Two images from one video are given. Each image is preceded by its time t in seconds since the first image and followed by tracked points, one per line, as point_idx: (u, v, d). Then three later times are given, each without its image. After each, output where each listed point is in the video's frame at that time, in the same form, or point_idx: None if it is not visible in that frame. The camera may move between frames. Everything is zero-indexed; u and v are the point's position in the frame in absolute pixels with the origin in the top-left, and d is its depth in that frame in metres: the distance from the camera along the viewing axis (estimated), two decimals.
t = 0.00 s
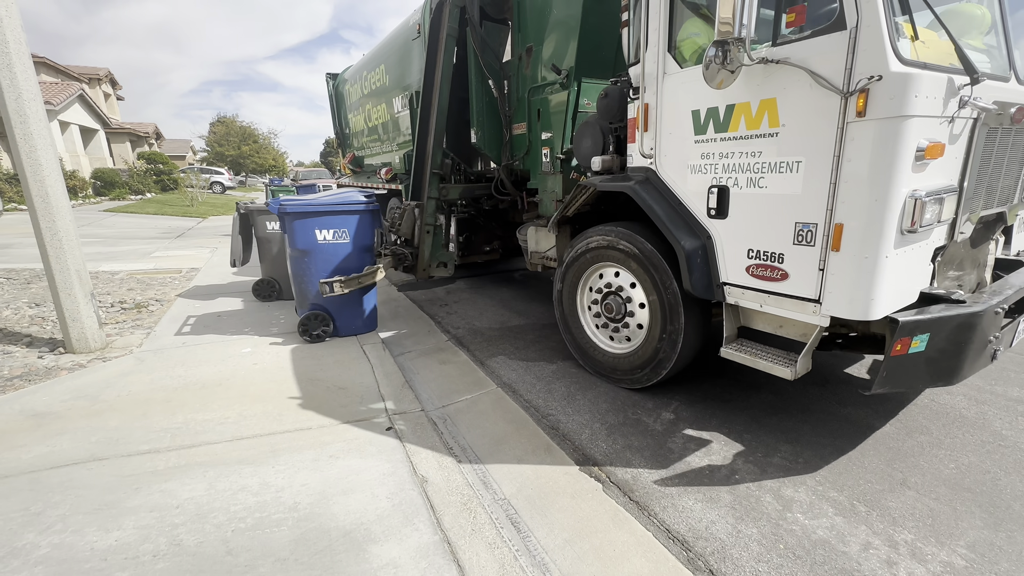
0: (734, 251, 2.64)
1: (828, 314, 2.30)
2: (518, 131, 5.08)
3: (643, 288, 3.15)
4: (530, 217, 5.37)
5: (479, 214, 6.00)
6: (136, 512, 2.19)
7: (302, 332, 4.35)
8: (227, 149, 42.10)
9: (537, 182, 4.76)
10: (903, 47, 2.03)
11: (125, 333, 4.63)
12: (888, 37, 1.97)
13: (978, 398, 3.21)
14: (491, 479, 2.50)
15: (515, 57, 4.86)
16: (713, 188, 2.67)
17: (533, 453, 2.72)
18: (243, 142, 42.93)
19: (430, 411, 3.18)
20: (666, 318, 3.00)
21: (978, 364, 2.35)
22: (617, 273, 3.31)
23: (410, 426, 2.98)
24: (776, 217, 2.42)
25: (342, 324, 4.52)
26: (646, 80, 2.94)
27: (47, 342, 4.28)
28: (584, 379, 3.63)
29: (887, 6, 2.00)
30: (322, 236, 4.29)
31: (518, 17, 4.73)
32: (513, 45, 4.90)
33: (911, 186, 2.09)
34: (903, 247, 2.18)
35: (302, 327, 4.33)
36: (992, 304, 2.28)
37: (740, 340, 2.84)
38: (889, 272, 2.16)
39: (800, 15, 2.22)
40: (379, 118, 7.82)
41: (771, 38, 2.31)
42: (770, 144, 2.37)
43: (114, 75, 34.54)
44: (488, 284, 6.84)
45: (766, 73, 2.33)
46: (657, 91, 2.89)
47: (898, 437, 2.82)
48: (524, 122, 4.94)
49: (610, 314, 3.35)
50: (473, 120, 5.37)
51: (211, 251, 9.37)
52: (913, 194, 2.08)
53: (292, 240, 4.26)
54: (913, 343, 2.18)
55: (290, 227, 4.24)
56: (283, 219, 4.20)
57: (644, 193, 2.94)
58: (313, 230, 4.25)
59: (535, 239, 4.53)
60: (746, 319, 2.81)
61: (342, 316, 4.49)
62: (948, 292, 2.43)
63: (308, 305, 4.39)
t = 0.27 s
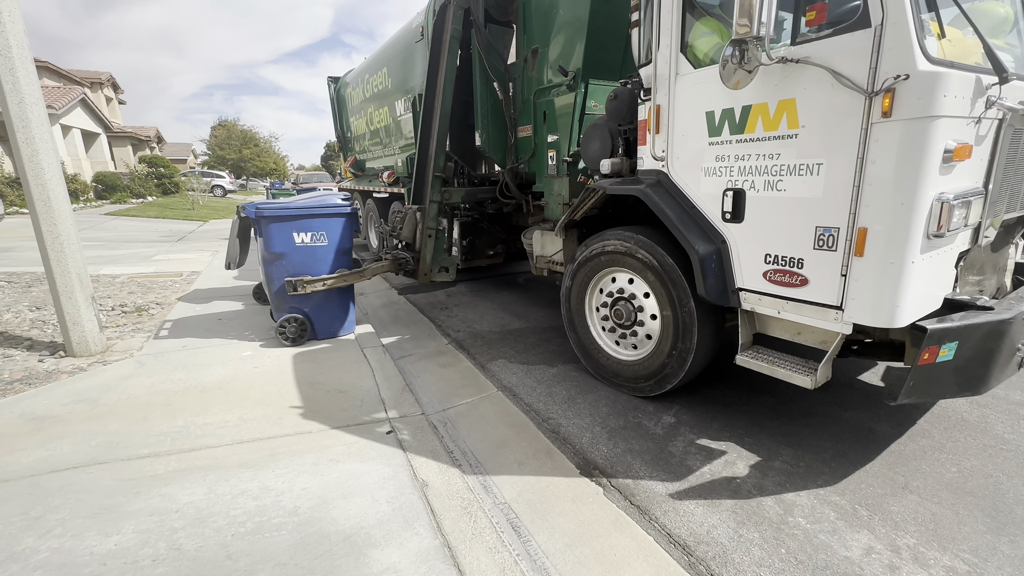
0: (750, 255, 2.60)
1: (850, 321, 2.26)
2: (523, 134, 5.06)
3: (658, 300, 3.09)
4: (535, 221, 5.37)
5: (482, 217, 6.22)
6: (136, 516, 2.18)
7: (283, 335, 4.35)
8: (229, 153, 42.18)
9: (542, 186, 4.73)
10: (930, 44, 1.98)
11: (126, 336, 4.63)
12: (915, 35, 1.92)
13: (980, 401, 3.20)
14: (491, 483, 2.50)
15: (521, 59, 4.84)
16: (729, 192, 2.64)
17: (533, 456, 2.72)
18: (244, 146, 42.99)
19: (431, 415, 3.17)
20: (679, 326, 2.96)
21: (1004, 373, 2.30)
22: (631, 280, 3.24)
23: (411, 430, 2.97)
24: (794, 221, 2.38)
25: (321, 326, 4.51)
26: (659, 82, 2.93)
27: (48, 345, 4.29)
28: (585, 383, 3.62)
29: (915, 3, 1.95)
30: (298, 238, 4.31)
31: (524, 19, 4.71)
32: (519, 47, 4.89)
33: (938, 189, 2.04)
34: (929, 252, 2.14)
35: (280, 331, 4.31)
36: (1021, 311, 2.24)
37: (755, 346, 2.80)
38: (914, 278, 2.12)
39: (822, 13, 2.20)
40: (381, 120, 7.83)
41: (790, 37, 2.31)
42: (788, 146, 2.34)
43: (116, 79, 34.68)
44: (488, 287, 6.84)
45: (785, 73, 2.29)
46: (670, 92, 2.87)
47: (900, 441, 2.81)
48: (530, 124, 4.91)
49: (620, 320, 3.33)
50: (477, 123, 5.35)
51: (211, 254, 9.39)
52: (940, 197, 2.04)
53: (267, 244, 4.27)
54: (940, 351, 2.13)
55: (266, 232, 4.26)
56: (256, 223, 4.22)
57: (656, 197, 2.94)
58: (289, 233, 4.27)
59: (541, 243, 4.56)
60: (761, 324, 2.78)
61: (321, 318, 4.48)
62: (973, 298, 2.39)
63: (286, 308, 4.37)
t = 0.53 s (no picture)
0: (762, 265, 2.59)
1: (866, 332, 2.23)
2: (527, 141, 5.05)
3: (668, 315, 3.06)
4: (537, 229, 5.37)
5: (484, 224, 6.28)
6: (130, 524, 2.15)
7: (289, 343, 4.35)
8: (229, 159, 42.29)
9: (546, 194, 4.73)
10: (948, 52, 1.98)
11: (123, 342, 4.60)
12: (933, 43, 1.92)
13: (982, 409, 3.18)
14: (491, 492, 2.47)
15: (525, 66, 4.86)
16: (740, 201, 2.63)
17: (533, 464, 2.69)
18: (244, 153, 43.10)
19: (430, 422, 3.15)
20: (688, 337, 2.92)
21: None
22: (640, 291, 3.21)
23: (409, 437, 2.94)
24: (808, 230, 2.37)
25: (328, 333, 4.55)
26: (667, 89, 2.93)
27: (45, 351, 4.26)
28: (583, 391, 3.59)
29: (932, 11, 1.96)
30: (306, 244, 4.32)
31: (529, 27, 4.72)
32: (523, 54, 4.89)
33: (957, 198, 2.03)
34: (947, 262, 2.12)
35: (287, 338, 4.30)
36: None
37: (766, 358, 2.78)
38: (932, 289, 2.10)
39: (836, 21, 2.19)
40: (382, 127, 7.84)
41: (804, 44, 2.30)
42: (802, 154, 2.34)
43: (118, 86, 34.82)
44: (488, 294, 6.82)
45: (798, 81, 2.29)
46: (679, 100, 2.87)
47: (902, 449, 2.79)
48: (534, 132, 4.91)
49: (626, 329, 3.30)
50: (481, 131, 5.36)
51: (211, 260, 9.38)
52: (959, 207, 2.03)
53: (274, 250, 4.25)
54: (961, 364, 2.12)
55: (274, 237, 4.24)
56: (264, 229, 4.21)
57: (666, 205, 2.93)
58: (298, 238, 4.27)
59: (545, 251, 4.56)
60: (772, 335, 2.76)
61: (327, 324, 4.51)
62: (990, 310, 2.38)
63: (292, 314, 4.37)
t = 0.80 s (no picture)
0: (758, 276, 2.60)
1: (862, 343, 2.24)
2: (525, 153, 5.09)
3: (664, 325, 3.06)
4: (535, 239, 5.39)
5: (482, 234, 6.29)
6: (123, 538, 2.13)
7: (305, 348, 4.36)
8: (228, 170, 42.43)
9: (544, 204, 4.75)
10: (936, 67, 2.01)
11: (119, 353, 4.58)
12: (922, 58, 1.95)
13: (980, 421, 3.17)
14: (488, 505, 2.46)
15: (522, 79, 4.91)
16: (735, 212, 2.65)
17: (531, 477, 2.68)
18: (244, 164, 43.26)
19: (427, 434, 3.14)
20: (685, 348, 2.92)
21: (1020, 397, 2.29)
22: (637, 301, 3.21)
23: (406, 449, 2.93)
24: (803, 241, 2.39)
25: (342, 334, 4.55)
26: (662, 103, 2.96)
27: (40, 362, 4.24)
28: (580, 402, 3.59)
29: (919, 28, 1.99)
30: (314, 249, 4.31)
31: (526, 41, 4.77)
32: (520, 68, 4.95)
33: (947, 210, 2.05)
34: (941, 273, 2.13)
35: (302, 344, 4.33)
36: None
37: (763, 368, 2.78)
38: (926, 300, 2.11)
39: (827, 37, 2.23)
40: (381, 139, 7.90)
41: (795, 59, 2.33)
42: (794, 167, 2.36)
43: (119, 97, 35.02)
44: (486, 305, 6.83)
45: (789, 95, 2.32)
46: (673, 113, 2.91)
47: (900, 461, 2.78)
48: (531, 143, 4.94)
49: (623, 339, 3.30)
50: (479, 142, 5.41)
51: (209, 270, 9.37)
52: (951, 219, 2.05)
53: (283, 258, 4.22)
54: (956, 375, 2.12)
55: (281, 245, 4.22)
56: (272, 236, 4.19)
57: (661, 216, 2.95)
58: (306, 243, 4.27)
59: (542, 261, 4.57)
60: (768, 346, 2.76)
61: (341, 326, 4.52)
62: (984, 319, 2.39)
63: (305, 321, 4.38)
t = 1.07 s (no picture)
0: (751, 291, 2.61)
1: (855, 357, 2.24)
2: (521, 169, 5.13)
3: (660, 343, 3.06)
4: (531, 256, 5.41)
5: (479, 251, 6.27)
6: (110, 563, 2.09)
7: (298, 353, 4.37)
8: (226, 185, 42.55)
9: (540, 220, 4.78)
10: (919, 87, 2.06)
11: (111, 370, 4.54)
12: (905, 79, 2.00)
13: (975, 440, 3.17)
14: (483, 526, 2.43)
15: (518, 98, 4.96)
16: (728, 228, 2.68)
17: (527, 497, 2.65)
18: (242, 179, 43.39)
19: (422, 453, 3.11)
20: (681, 365, 2.92)
21: (1013, 411, 2.29)
22: (633, 318, 3.22)
23: (400, 469, 2.90)
24: (795, 256, 2.40)
25: (336, 341, 4.53)
26: (655, 121, 3.00)
27: (31, 380, 4.19)
28: (576, 421, 3.57)
29: (902, 49, 2.04)
30: (309, 253, 4.34)
31: (522, 59, 4.83)
32: (516, 86, 5.01)
33: (935, 226, 2.07)
34: (930, 287, 2.15)
35: (297, 350, 4.32)
36: None
37: (759, 384, 2.77)
38: (917, 314, 2.12)
39: (813, 57, 2.26)
40: (379, 155, 7.94)
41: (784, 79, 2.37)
42: (785, 183, 2.39)
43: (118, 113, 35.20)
44: (482, 321, 6.81)
45: (778, 114, 2.36)
46: (666, 131, 2.95)
47: (897, 481, 2.77)
48: (527, 160, 4.99)
49: (619, 356, 3.30)
50: (476, 159, 5.46)
51: (204, 286, 9.35)
52: (939, 234, 2.07)
53: (278, 262, 4.24)
54: (949, 389, 2.12)
55: (276, 249, 4.25)
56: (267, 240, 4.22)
57: (655, 232, 2.97)
58: (301, 248, 4.30)
59: (538, 276, 4.58)
60: (764, 360, 2.76)
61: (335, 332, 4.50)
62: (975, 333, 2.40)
63: (300, 326, 4.37)
